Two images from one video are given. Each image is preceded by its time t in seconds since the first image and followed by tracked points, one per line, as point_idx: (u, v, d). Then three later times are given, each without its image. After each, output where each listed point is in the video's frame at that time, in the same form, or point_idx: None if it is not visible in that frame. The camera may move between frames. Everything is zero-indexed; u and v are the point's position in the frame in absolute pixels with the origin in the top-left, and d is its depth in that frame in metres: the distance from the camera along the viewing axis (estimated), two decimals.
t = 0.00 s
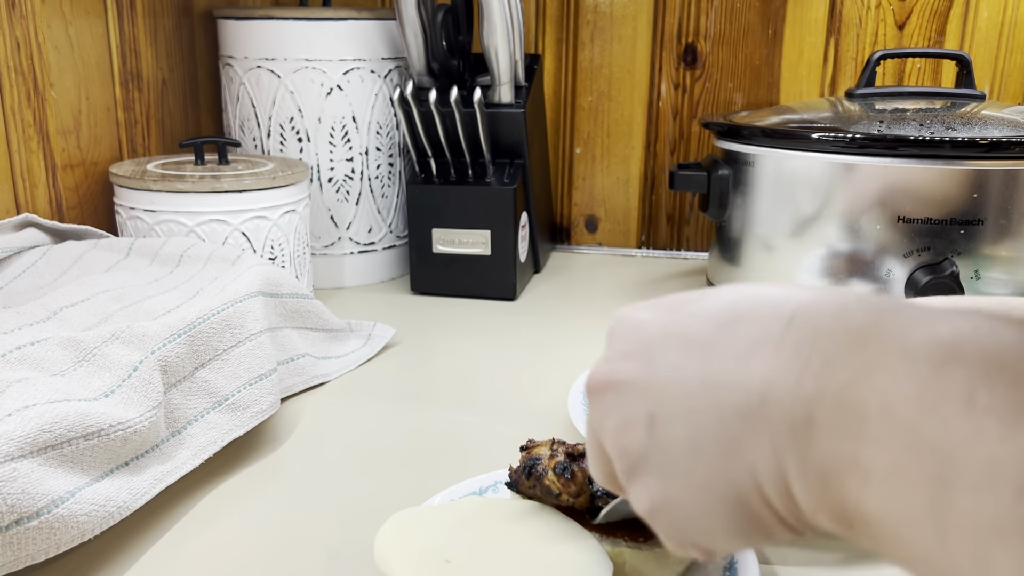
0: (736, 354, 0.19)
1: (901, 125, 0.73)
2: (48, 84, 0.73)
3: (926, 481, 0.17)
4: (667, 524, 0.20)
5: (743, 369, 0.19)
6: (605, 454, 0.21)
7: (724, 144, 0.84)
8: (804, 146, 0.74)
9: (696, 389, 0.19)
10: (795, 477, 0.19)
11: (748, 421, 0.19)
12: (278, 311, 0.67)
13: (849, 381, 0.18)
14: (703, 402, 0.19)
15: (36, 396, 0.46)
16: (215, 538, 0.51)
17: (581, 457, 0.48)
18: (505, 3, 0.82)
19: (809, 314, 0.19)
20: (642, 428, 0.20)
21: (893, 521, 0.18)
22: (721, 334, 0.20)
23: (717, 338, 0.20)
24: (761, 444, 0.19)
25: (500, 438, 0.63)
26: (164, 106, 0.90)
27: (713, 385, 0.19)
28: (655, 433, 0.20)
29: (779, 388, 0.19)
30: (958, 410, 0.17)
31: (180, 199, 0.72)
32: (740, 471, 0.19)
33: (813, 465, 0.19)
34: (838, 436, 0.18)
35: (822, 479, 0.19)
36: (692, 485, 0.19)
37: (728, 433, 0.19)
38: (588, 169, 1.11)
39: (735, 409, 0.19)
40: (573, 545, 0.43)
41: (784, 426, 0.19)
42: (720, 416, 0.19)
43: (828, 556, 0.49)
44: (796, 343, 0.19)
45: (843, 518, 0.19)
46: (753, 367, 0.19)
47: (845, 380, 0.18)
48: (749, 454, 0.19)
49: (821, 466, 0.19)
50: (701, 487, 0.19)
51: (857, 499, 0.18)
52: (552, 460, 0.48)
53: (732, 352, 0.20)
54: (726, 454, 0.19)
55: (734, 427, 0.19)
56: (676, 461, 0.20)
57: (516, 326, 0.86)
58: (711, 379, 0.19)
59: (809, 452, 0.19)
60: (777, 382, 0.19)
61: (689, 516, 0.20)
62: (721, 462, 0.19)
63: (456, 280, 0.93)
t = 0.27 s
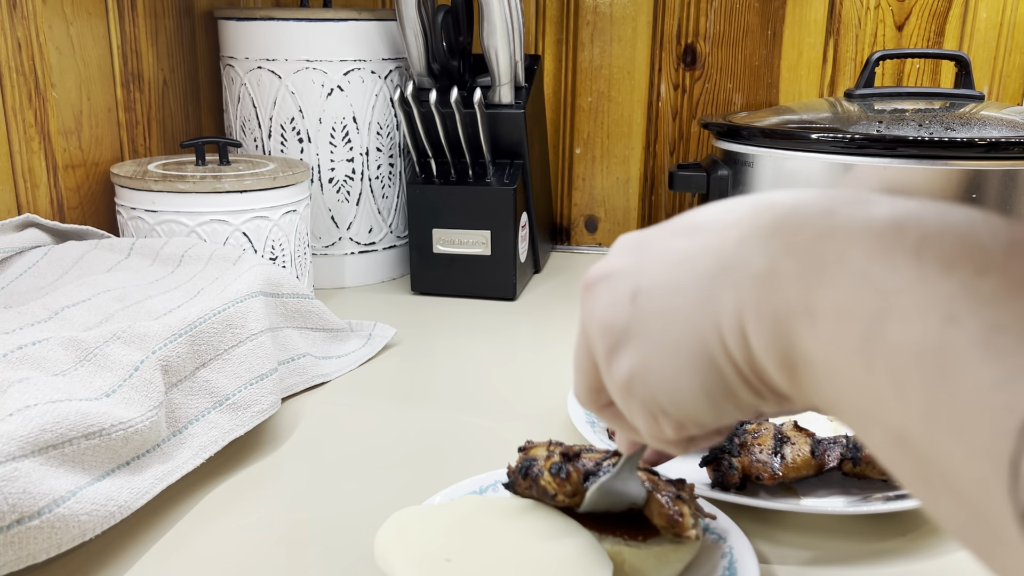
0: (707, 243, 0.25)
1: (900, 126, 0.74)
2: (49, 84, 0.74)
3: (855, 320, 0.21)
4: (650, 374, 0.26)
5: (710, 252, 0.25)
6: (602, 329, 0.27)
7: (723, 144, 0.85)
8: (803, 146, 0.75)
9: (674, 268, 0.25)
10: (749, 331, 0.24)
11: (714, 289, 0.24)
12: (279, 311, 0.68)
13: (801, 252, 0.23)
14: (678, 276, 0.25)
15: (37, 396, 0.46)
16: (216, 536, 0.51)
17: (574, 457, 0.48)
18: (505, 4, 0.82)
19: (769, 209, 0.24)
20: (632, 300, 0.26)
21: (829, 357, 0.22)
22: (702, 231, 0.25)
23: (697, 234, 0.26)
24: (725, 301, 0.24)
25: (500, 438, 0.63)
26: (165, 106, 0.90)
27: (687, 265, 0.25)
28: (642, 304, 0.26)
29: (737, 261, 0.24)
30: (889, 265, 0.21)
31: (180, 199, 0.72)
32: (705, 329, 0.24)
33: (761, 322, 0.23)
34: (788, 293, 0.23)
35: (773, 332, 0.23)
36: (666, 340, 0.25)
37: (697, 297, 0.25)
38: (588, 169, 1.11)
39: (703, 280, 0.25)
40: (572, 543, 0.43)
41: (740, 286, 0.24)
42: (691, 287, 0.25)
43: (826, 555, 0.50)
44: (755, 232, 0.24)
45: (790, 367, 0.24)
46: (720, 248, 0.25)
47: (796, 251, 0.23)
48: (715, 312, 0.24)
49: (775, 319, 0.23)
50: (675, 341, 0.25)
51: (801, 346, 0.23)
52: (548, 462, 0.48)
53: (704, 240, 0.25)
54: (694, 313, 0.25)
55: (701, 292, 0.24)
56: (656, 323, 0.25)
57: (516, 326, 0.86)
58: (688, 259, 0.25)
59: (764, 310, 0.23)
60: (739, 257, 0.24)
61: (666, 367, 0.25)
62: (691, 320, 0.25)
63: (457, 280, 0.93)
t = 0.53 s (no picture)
0: (691, 185, 0.28)
1: (902, 125, 0.73)
2: (46, 83, 0.73)
3: (834, 238, 0.23)
4: (646, 308, 0.28)
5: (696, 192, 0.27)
6: (599, 276, 0.29)
7: (724, 143, 0.84)
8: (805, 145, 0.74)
9: (665, 211, 0.28)
10: (736, 259, 0.26)
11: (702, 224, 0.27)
12: (277, 311, 0.67)
13: (782, 182, 0.25)
14: (670, 216, 0.28)
15: (34, 396, 0.46)
16: (215, 537, 0.51)
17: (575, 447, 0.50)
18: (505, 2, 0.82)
19: (744, 147, 0.27)
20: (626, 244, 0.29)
21: (809, 276, 0.24)
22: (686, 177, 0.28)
23: (681, 181, 0.28)
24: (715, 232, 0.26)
25: (500, 439, 0.63)
26: (163, 106, 0.90)
27: (674, 207, 0.28)
28: (638, 247, 0.28)
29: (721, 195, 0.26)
30: (865, 185, 0.23)
31: (178, 198, 0.72)
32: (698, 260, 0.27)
33: (749, 247, 0.25)
34: (772, 219, 0.25)
35: (758, 257, 0.25)
36: (662, 274, 0.28)
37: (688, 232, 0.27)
38: (588, 168, 1.11)
39: (692, 216, 0.27)
40: (574, 544, 0.43)
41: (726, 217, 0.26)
42: (682, 224, 0.27)
43: (828, 556, 0.49)
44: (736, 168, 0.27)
45: (773, 292, 0.26)
46: (703, 188, 0.27)
47: (778, 180, 0.25)
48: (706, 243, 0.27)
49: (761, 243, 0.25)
50: (668, 275, 0.27)
51: (784, 268, 0.25)
52: (547, 449, 0.50)
53: (688, 186, 0.28)
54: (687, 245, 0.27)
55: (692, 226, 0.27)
56: (652, 260, 0.28)
57: (516, 326, 0.86)
58: (678, 202, 0.28)
59: (750, 235, 0.25)
60: (722, 192, 0.26)
61: (661, 299, 0.28)
62: (683, 253, 0.27)
63: (456, 280, 0.93)
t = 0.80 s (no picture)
0: (739, 115, 0.23)
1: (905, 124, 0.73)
2: (44, 82, 0.73)
3: (929, 160, 0.19)
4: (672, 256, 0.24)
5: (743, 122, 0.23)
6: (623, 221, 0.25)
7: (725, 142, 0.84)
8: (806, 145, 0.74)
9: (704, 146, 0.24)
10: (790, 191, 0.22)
11: (749, 155, 0.23)
12: (276, 311, 0.67)
13: (857, 96, 0.21)
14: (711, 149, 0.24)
15: (31, 397, 0.46)
16: (213, 539, 0.50)
17: (577, 473, 0.46)
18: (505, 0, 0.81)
19: (808, 70, 0.23)
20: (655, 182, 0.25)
21: (892, 207, 0.20)
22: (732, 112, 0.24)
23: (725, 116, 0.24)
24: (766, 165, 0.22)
25: (499, 439, 0.62)
26: (162, 105, 0.90)
27: (715, 141, 0.24)
28: (669, 185, 0.24)
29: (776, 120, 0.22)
30: (975, 98, 0.19)
31: (177, 198, 0.71)
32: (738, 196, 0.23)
33: (804, 175, 0.21)
34: (844, 140, 0.20)
35: (820, 186, 0.21)
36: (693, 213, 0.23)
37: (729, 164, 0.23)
38: (589, 168, 1.11)
39: (736, 146, 0.23)
40: (576, 546, 0.43)
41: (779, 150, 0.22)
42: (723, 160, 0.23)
43: (830, 558, 0.49)
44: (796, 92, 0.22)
45: (834, 233, 0.21)
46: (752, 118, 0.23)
47: (855, 94, 0.21)
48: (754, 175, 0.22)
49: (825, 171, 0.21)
50: (702, 216, 0.23)
51: (851, 202, 0.21)
52: (549, 476, 0.46)
53: (735, 117, 0.24)
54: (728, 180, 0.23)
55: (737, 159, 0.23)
56: (682, 201, 0.24)
57: (516, 327, 0.85)
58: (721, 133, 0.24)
59: (813, 160, 0.21)
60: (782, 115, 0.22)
61: (690, 242, 0.23)
62: (720, 186, 0.23)
63: (456, 280, 0.92)
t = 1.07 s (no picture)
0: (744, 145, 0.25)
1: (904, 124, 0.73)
2: (44, 82, 0.73)
3: (951, 191, 0.19)
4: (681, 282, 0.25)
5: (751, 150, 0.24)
6: (634, 243, 0.27)
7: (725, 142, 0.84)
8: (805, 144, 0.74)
9: (711, 172, 0.25)
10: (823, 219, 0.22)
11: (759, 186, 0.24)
12: (276, 311, 0.67)
13: (873, 122, 0.22)
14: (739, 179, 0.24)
15: (31, 397, 0.45)
16: (213, 539, 0.50)
17: (576, 475, 0.46)
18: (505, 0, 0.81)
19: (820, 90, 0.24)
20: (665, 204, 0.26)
21: (908, 239, 0.20)
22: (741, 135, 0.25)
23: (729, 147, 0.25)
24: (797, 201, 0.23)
25: (499, 439, 0.62)
26: (162, 104, 0.90)
27: (724, 168, 0.25)
28: (678, 207, 0.26)
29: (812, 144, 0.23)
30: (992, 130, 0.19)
31: (177, 198, 0.71)
32: (746, 222, 0.24)
33: (817, 203, 0.22)
34: (858, 167, 0.21)
35: (831, 212, 0.22)
36: (703, 237, 0.25)
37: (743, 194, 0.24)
38: (589, 168, 1.11)
39: (744, 174, 0.24)
40: (577, 546, 0.43)
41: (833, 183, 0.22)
42: (745, 190, 0.24)
43: (829, 558, 0.49)
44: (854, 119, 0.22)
45: (849, 260, 0.22)
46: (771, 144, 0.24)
47: (870, 119, 0.22)
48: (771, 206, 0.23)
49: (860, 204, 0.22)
50: (711, 237, 0.24)
51: (881, 227, 0.21)
52: (547, 478, 0.46)
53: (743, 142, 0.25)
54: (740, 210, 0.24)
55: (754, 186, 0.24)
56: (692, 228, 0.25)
57: (516, 326, 0.85)
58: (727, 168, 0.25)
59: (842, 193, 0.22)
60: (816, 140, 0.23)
61: (696, 268, 0.25)
62: (731, 210, 0.24)
63: (456, 280, 0.92)
